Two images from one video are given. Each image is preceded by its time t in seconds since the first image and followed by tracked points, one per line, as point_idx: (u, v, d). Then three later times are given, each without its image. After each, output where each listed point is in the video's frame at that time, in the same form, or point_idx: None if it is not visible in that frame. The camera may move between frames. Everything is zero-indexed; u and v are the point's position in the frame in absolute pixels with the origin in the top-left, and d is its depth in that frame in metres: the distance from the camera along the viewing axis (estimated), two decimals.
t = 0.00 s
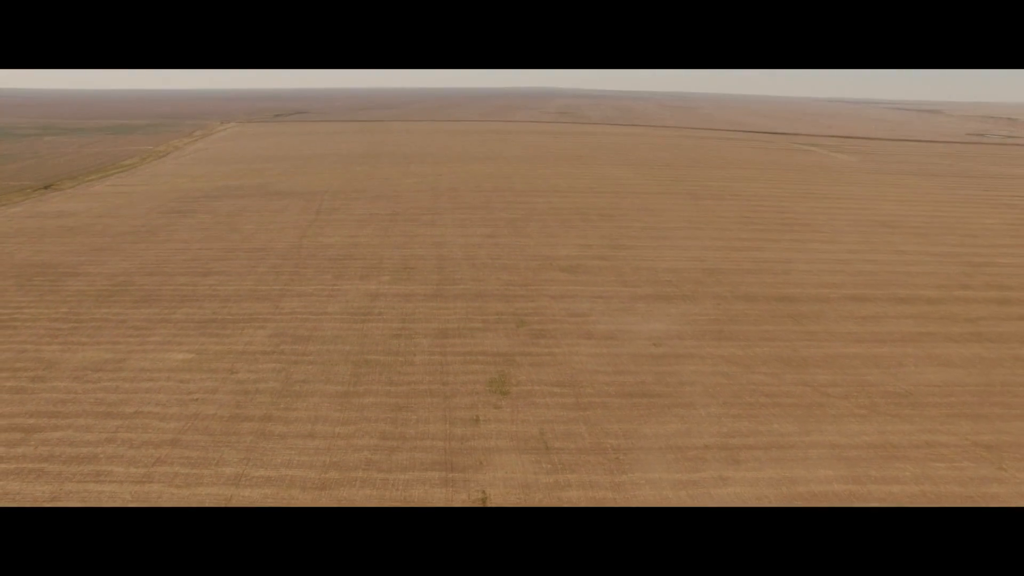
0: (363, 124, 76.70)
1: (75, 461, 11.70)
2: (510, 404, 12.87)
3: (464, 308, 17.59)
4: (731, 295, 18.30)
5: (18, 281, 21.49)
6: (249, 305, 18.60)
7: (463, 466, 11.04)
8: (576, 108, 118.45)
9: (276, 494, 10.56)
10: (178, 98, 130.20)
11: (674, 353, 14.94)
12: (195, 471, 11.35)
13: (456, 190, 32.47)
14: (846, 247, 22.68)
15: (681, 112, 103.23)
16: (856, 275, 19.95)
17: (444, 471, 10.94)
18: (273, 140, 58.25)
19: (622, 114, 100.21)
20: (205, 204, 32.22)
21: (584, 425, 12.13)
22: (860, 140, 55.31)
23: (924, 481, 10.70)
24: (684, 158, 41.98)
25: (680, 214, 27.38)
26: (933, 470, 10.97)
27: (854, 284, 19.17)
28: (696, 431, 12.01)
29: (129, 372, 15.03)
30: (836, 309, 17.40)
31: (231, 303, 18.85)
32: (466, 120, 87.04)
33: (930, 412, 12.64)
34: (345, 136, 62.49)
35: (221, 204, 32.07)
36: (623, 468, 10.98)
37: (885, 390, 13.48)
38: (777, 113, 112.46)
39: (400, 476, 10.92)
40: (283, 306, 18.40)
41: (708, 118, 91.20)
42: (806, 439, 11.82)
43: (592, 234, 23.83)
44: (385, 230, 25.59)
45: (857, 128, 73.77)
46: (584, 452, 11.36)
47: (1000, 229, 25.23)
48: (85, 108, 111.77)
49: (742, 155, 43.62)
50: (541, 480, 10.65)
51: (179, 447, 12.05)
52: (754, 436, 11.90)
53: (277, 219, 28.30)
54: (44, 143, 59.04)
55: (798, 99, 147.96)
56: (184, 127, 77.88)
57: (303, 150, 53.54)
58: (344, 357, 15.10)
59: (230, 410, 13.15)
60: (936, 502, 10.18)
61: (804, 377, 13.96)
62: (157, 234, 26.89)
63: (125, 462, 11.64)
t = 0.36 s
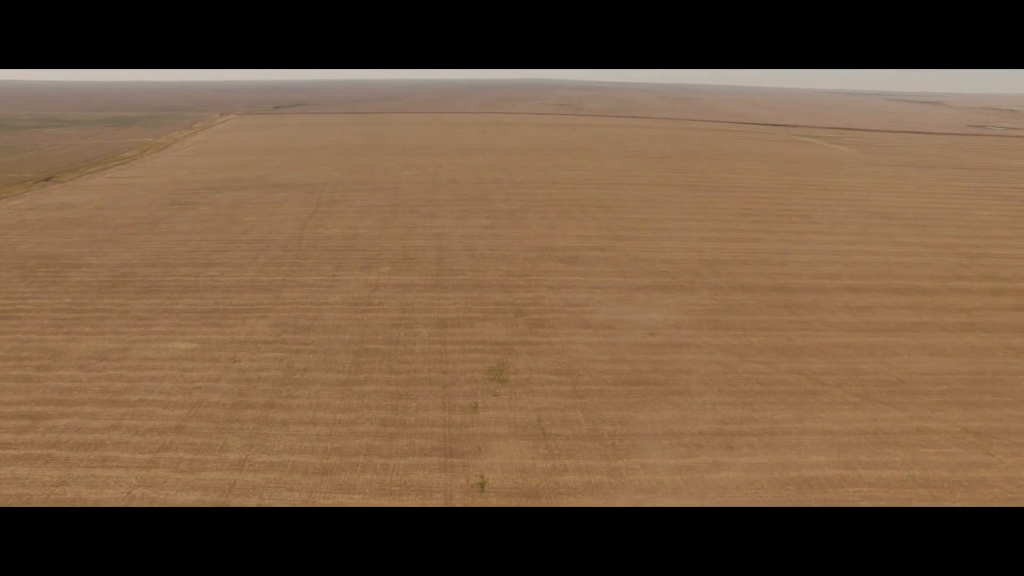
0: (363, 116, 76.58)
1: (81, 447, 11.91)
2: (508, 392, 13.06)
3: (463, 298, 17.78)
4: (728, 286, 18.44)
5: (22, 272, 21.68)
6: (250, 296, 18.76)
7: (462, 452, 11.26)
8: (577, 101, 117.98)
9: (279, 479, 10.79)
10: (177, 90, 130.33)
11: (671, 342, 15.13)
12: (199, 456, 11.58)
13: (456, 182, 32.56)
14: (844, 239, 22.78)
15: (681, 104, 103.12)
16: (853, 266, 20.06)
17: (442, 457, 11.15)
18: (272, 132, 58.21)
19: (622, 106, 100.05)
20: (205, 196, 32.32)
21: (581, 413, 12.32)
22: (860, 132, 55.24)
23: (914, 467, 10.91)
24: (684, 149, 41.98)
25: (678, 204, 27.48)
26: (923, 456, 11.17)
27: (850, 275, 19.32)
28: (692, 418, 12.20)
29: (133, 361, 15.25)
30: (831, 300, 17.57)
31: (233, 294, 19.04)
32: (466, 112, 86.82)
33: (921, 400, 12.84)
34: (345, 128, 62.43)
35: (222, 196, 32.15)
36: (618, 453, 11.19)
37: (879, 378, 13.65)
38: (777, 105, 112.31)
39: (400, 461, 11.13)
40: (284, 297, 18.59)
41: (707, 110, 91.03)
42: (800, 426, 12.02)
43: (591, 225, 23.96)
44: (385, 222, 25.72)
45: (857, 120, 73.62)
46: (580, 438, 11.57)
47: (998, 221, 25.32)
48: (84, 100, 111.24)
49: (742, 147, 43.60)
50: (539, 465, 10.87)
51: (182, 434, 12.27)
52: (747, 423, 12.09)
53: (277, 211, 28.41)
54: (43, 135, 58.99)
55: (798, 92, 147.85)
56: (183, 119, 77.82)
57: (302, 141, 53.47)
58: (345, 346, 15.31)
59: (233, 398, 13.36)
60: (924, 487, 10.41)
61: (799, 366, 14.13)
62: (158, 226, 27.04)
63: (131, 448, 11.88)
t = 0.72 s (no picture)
0: (363, 108, 76.42)
1: (88, 433, 12.18)
2: (506, 379, 13.27)
3: (463, 288, 17.95)
4: (725, 276, 18.61)
5: (26, 263, 21.88)
6: (251, 286, 18.95)
7: (461, 437, 11.49)
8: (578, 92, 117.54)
9: (282, 464, 11.03)
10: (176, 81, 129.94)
11: (668, 331, 15.33)
12: (203, 441, 11.83)
13: (456, 172, 32.64)
14: (842, 229, 22.89)
15: (682, 96, 102.57)
16: (850, 256, 20.20)
17: (441, 441, 11.39)
18: (272, 124, 58.20)
19: (622, 97, 99.46)
20: (206, 187, 32.44)
21: (578, 399, 12.54)
22: (860, 124, 55.15)
23: (904, 452, 11.14)
24: (684, 141, 41.96)
25: (677, 194, 27.57)
26: (912, 441, 11.40)
27: (847, 265, 19.48)
28: (686, 404, 12.43)
29: (137, 349, 15.48)
30: (827, 289, 17.74)
31: (235, 283, 19.24)
32: (466, 103, 86.53)
33: (913, 387, 13.06)
34: (344, 119, 62.34)
35: (222, 187, 32.27)
36: (614, 439, 11.41)
37: (871, 366, 13.87)
38: (779, 96, 111.69)
39: (400, 446, 11.37)
40: (286, 286, 18.78)
41: (709, 101, 90.55)
42: (792, 412, 12.24)
43: (589, 216, 24.09)
44: (385, 212, 25.84)
45: (859, 111, 73.26)
46: (576, 424, 11.80)
47: (995, 212, 25.40)
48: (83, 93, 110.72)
49: (742, 138, 43.60)
50: (536, 449, 11.11)
51: (186, 420, 12.51)
52: (741, 409, 12.32)
53: (277, 202, 28.53)
54: (43, 127, 58.95)
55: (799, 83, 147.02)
56: (182, 110, 77.64)
57: (301, 133, 53.45)
58: (346, 335, 15.52)
59: (236, 386, 13.60)
60: (912, 471, 10.66)
61: (792, 354, 14.34)
62: (159, 217, 27.18)
63: (136, 434, 12.13)
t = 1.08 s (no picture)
0: (363, 99, 76.17)
1: (94, 419, 12.43)
2: (504, 366, 13.50)
3: (462, 277, 18.14)
4: (722, 265, 18.78)
5: (29, 253, 22.07)
6: (254, 275, 19.14)
7: (460, 422, 11.73)
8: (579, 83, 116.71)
9: (285, 448, 11.29)
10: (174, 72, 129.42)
11: (665, 319, 15.54)
12: (207, 426, 12.08)
13: (456, 163, 32.73)
14: (839, 220, 23.04)
15: (683, 87, 102.08)
16: (846, 247, 20.36)
17: (440, 426, 11.63)
18: (272, 115, 58.16)
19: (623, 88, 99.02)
20: (206, 178, 32.54)
21: (575, 386, 12.76)
22: (861, 115, 55.07)
23: (893, 436, 11.39)
24: (684, 132, 41.97)
25: (676, 185, 27.69)
26: (902, 427, 11.64)
27: (842, 255, 19.65)
28: (681, 390, 12.66)
29: (141, 337, 15.70)
30: (823, 279, 17.92)
31: (237, 273, 19.42)
32: (466, 94, 86.13)
33: (904, 374, 13.29)
34: (344, 111, 62.22)
35: (222, 178, 32.37)
36: (610, 423, 11.66)
37: (864, 353, 14.09)
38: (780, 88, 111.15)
39: (401, 430, 11.62)
40: (287, 276, 18.97)
41: (710, 93, 90.12)
42: (785, 398, 12.48)
43: (588, 207, 24.23)
44: (384, 203, 25.97)
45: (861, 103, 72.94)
46: (573, 409, 12.04)
47: (992, 203, 25.52)
48: (82, 84, 109.82)
49: (742, 129, 43.61)
50: (533, 434, 11.34)
51: (190, 406, 12.75)
52: (735, 395, 12.55)
53: (277, 193, 28.64)
54: (42, 118, 58.84)
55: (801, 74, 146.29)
56: (181, 101, 77.38)
57: (301, 124, 53.40)
58: (346, 323, 15.72)
59: (239, 372, 13.83)
60: (902, 455, 10.90)
61: (787, 342, 14.56)
62: (161, 208, 27.31)
63: (142, 419, 12.38)
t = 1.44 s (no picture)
0: (363, 90, 75.93)
1: (100, 404, 12.68)
2: (502, 353, 13.74)
3: (461, 266, 18.34)
4: (718, 255, 18.98)
5: (33, 243, 22.28)
6: (255, 265, 19.32)
7: (459, 407, 11.98)
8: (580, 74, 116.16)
9: (288, 432, 11.54)
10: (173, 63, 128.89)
11: (661, 308, 15.73)
12: (212, 411, 12.35)
13: (456, 154, 32.77)
14: (837, 211, 23.12)
15: (684, 78, 101.48)
16: (843, 237, 20.47)
17: (440, 412, 11.88)
18: (272, 106, 58.04)
19: (624, 79, 98.44)
20: (206, 169, 32.63)
21: (572, 373, 12.98)
22: (861, 106, 54.94)
23: (884, 421, 11.63)
24: (684, 123, 41.90)
25: (675, 175, 27.77)
26: (892, 412, 11.89)
27: (838, 245, 19.82)
28: (677, 376, 12.89)
29: (145, 325, 15.93)
30: (819, 268, 18.09)
31: (239, 263, 19.62)
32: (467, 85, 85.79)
33: (896, 362, 13.51)
34: (344, 102, 62.05)
35: (222, 169, 32.46)
36: (606, 409, 11.88)
37: (857, 341, 14.33)
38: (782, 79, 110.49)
39: (401, 414, 11.87)
40: (288, 265, 19.17)
41: (711, 84, 89.72)
42: (778, 384, 12.72)
43: (587, 197, 24.36)
44: (384, 194, 26.08)
45: (863, 94, 72.63)
46: (570, 395, 12.27)
47: (989, 194, 25.64)
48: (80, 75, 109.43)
49: (741, 120, 43.60)
50: (530, 418, 11.59)
51: (194, 392, 13.01)
52: (729, 382, 12.78)
53: (277, 184, 28.77)
54: (42, 109, 58.78)
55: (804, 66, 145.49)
56: (181, 93, 77.29)
57: (300, 114, 53.34)
58: (347, 311, 15.95)
59: (241, 360, 14.05)
60: (891, 439, 11.15)
61: (781, 330, 14.79)
62: (162, 199, 27.44)
63: (148, 404, 12.64)
